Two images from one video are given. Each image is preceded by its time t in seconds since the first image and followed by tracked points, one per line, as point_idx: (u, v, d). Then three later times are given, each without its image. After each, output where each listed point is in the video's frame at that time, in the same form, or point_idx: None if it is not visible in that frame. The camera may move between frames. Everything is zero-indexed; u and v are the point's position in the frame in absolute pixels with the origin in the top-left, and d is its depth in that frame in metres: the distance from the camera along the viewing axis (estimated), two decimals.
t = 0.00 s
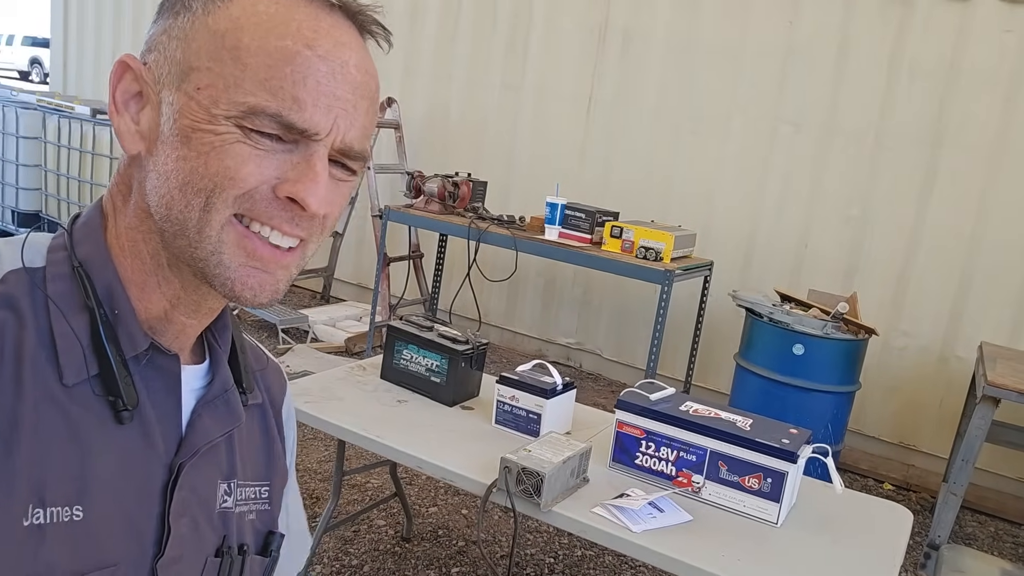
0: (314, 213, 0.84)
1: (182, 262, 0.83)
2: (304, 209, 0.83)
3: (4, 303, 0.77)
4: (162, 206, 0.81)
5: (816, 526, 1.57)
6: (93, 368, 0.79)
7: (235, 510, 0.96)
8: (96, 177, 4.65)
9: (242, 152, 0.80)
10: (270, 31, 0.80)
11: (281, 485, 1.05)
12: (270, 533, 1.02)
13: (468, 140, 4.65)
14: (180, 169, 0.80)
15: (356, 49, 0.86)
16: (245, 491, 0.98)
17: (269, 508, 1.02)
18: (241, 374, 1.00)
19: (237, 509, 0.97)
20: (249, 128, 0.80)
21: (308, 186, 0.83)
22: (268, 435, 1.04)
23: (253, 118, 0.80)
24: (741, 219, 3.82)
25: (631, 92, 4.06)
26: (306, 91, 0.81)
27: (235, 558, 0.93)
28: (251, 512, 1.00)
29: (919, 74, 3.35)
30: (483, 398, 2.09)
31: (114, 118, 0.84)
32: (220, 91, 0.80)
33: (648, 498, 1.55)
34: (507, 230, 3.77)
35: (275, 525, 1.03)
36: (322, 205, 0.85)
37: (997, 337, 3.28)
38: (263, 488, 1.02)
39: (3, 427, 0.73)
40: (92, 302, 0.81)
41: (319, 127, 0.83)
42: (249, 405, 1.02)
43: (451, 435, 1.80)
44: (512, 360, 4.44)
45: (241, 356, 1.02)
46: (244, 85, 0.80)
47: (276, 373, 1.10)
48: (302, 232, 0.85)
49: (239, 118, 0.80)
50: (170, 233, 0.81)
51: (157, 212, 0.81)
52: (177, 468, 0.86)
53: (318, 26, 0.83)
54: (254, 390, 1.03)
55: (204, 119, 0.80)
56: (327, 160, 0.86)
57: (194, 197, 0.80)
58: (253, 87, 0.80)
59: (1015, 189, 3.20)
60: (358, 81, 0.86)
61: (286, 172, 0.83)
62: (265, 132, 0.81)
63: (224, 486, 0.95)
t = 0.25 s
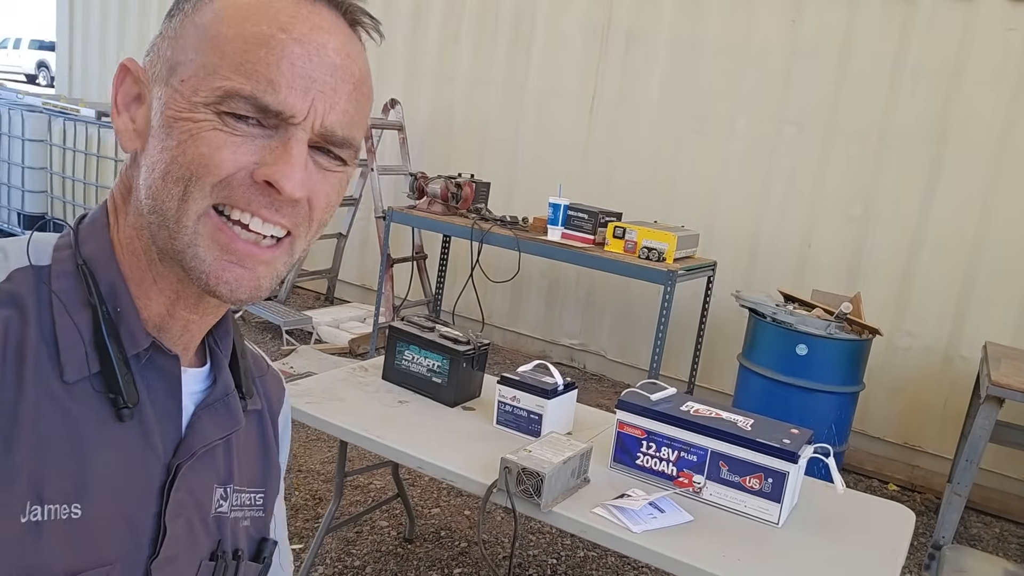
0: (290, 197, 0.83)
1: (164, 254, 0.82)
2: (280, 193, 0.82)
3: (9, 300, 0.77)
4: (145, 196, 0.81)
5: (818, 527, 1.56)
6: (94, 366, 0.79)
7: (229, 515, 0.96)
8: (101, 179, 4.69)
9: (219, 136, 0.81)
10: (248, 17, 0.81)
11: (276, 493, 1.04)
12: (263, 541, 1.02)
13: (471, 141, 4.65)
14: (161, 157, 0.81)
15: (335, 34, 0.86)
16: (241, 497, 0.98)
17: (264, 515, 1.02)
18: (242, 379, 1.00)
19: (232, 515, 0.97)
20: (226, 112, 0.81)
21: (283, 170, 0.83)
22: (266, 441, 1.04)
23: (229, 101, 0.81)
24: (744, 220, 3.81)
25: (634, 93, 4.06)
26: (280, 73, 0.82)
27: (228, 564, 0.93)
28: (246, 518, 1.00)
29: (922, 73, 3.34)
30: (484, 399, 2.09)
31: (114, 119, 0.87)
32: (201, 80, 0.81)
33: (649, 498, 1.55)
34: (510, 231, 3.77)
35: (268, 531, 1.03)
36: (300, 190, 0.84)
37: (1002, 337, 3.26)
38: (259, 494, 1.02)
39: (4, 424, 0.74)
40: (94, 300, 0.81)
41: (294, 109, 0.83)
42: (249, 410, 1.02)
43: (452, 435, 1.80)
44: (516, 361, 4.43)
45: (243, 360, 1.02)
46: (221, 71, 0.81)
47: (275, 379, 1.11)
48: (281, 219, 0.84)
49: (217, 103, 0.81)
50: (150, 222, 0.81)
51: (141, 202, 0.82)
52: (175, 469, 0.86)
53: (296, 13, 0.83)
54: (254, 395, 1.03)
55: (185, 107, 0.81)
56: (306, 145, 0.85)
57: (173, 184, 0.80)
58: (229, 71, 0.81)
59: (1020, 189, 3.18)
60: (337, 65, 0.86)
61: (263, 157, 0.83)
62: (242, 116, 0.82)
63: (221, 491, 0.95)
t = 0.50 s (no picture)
0: (273, 212, 0.82)
1: (148, 265, 0.82)
2: (262, 208, 0.82)
3: None
4: (130, 206, 0.81)
5: (817, 528, 1.56)
6: (77, 377, 0.79)
7: (213, 522, 0.96)
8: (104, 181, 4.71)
9: (203, 148, 0.81)
10: (237, 29, 0.81)
11: (262, 500, 1.04)
12: (250, 547, 1.03)
13: (473, 143, 4.65)
14: (147, 167, 0.81)
15: (325, 47, 0.86)
16: (224, 504, 0.98)
17: (248, 522, 1.03)
18: (228, 387, 1.00)
19: (216, 522, 0.97)
20: (211, 125, 0.81)
21: (267, 185, 0.82)
22: (252, 448, 1.04)
23: (214, 113, 0.81)
24: (746, 221, 3.81)
25: (635, 94, 4.05)
26: (267, 86, 0.82)
27: (212, 571, 0.94)
28: (230, 525, 1.00)
29: (924, 73, 3.33)
30: (484, 401, 2.09)
31: (104, 127, 0.87)
32: (187, 91, 0.81)
33: (648, 500, 1.55)
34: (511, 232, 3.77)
35: (255, 538, 1.04)
36: (283, 205, 0.83)
37: (1005, 338, 3.25)
38: (244, 501, 1.02)
39: None
40: (78, 310, 0.81)
41: (281, 123, 0.83)
42: (235, 417, 1.02)
43: (451, 437, 1.80)
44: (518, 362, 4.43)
45: (232, 369, 1.02)
46: (206, 83, 0.81)
47: (265, 384, 1.10)
48: (265, 234, 0.83)
49: (202, 115, 0.81)
50: (134, 233, 0.81)
51: (127, 212, 0.82)
52: (158, 479, 0.86)
53: (287, 26, 0.84)
54: (241, 402, 1.03)
55: (171, 118, 0.81)
56: (292, 159, 0.85)
57: (156, 195, 0.80)
58: (215, 83, 0.81)
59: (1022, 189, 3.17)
60: (325, 79, 0.86)
61: (247, 171, 0.83)
62: (227, 128, 0.82)
63: (205, 499, 0.95)
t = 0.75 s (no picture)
0: (277, 211, 0.83)
1: (154, 266, 0.83)
2: (266, 207, 0.83)
3: None
4: (134, 208, 0.82)
5: (820, 527, 1.56)
6: (81, 376, 0.80)
7: (217, 521, 0.97)
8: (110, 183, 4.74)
9: (206, 149, 0.81)
10: (235, 28, 0.81)
11: (266, 498, 1.05)
12: (254, 545, 1.03)
13: (477, 143, 4.66)
14: (150, 169, 0.82)
15: (322, 43, 0.87)
16: (229, 503, 0.99)
17: (253, 520, 1.03)
18: (231, 386, 1.01)
19: (220, 520, 0.98)
20: (212, 124, 0.81)
21: (270, 183, 0.83)
22: (256, 446, 1.04)
23: (215, 113, 0.81)
24: (750, 220, 3.80)
25: (639, 94, 4.05)
26: (267, 84, 0.82)
27: (216, 569, 0.94)
28: (234, 523, 1.00)
29: (928, 72, 3.32)
30: (488, 400, 2.10)
31: (103, 128, 0.88)
32: (187, 91, 0.82)
33: (651, 499, 1.55)
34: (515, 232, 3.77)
35: (259, 537, 1.04)
36: (286, 204, 0.84)
37: (1010, 337, 3.24)
38: (248, 499, 1.02)
39: None
40: (82, 310, 0.82)
41: (281, 121, 0.83)
42: (238, 416, 1.02)
43: (455, 437, 1.81)
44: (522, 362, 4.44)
45: (233, 367, 1.03)
46: (206, 82, 0.81)
47: (268, 386, 1.10)
48: (270, 233, 0.84)
49: (203, 115, 0.81)
50: (140, 234, 0.82)
51: (131, 214, 0.83)
52: (162, 477, 0.87)
53: (283, 23, 0.84)
54: (245, 401, 1.04)
55: (172, 119, 0.82)
56: (293, 157, 0.86)
57: (161, 196, 0.81)
58: (215, 82, 0.81)
59: None
60: (325, 76, 0.87)
61: (250, 170, 0.83)
62: (228, 127, 0.82)
63: (209, 497, 0.96)
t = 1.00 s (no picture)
0: (296, 210, 0.83)
1: (173, 266, 0.83)
2: (286, 206, 0.83)
3: (13, 311, 0.79)
4: (151, 212, 0.82)
5: (826, 529, 1.56)
6: (98, 374, 0.81)
7: (232, 518, 0.97)
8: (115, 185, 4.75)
9: (225, 151, 0.81)
10: (251, 32, 0.82)
11: (279, 497, 1.05)
12: (268, 545, 1.03)
13: (480, 144, 4.66)
14: (167, 172, 0.81)
15: (334, 47, 0.88)
16: (243, 501, 0.99)
17: (266, 519, 1.03)
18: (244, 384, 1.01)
19: (235, 518, 0.98)
20: (230, 126, 0.81)
21: (289, 184, 0.83)
22: (267, 444, 1.05)
23: (233, 115, 0.81)
24: (755, 221, 3.80)
25: (643, 95, 4.05)
26: (284, 87, 0.83)
27: (231, 567, 0.94)
28: (248, 522, 1.00)
29: (933, 73, 3.32)
30: (493, 402, 2.10)
31: (111, 133, 0.87)
32: (203, 94, 0.82)
33: (655, 501, 1.55)
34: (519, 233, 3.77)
35: (273, 536, 1.04)
36: (305, 202, 0.85)
37: (1016, 338, 3.23)
38: (261, 498, 1.02)
39: (10, 428, 0.75)
40: (98, 308, 0.82)
41: (298, 122, 0.84)
42: (251, 414, 1.03)
43: (460, 438, 1.81)
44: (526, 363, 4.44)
45: (244, 366, 1.03)
46: (223, 85, 0.82)
47: (277, 384, 1.11)
48: (287, 231, 0.85)
49: (221, 117, 0.81)
50: (159, 236, 0.82)
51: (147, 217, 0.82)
52: (180, 474, 0.88)
53: (296, 27, 0.85)
54: (257, 399, 1.04)
55: (189, 122, 0.81)
56: (310, 157, 0.86)
57: (181, 198, 0.81)
58: (232, 85, 0.82)
59: None
60: (338, 78, 0.88)
61: (267, 170, 0.83)
62: (245, 129, 0.82)
63: (223, 495, 0.96)
